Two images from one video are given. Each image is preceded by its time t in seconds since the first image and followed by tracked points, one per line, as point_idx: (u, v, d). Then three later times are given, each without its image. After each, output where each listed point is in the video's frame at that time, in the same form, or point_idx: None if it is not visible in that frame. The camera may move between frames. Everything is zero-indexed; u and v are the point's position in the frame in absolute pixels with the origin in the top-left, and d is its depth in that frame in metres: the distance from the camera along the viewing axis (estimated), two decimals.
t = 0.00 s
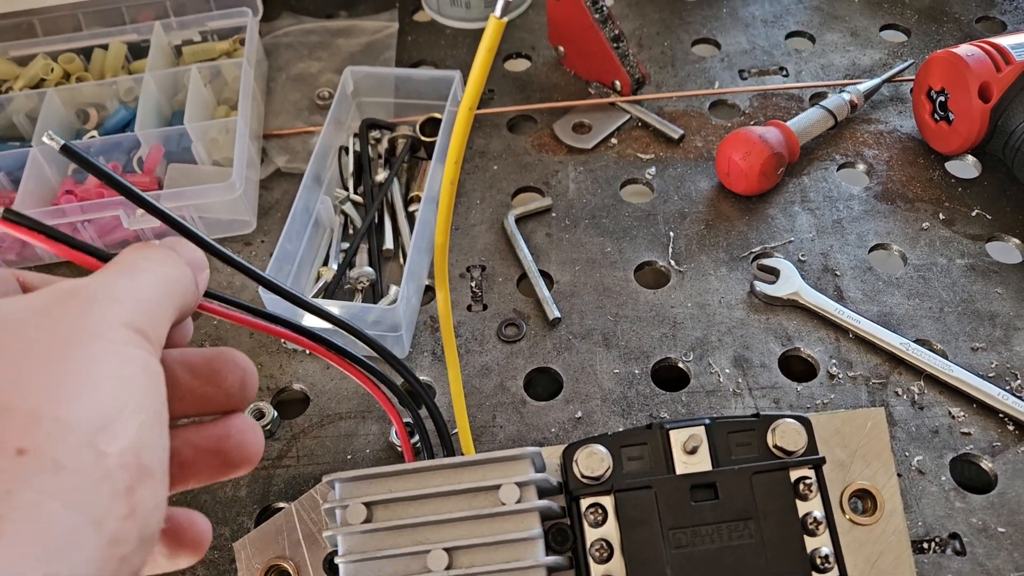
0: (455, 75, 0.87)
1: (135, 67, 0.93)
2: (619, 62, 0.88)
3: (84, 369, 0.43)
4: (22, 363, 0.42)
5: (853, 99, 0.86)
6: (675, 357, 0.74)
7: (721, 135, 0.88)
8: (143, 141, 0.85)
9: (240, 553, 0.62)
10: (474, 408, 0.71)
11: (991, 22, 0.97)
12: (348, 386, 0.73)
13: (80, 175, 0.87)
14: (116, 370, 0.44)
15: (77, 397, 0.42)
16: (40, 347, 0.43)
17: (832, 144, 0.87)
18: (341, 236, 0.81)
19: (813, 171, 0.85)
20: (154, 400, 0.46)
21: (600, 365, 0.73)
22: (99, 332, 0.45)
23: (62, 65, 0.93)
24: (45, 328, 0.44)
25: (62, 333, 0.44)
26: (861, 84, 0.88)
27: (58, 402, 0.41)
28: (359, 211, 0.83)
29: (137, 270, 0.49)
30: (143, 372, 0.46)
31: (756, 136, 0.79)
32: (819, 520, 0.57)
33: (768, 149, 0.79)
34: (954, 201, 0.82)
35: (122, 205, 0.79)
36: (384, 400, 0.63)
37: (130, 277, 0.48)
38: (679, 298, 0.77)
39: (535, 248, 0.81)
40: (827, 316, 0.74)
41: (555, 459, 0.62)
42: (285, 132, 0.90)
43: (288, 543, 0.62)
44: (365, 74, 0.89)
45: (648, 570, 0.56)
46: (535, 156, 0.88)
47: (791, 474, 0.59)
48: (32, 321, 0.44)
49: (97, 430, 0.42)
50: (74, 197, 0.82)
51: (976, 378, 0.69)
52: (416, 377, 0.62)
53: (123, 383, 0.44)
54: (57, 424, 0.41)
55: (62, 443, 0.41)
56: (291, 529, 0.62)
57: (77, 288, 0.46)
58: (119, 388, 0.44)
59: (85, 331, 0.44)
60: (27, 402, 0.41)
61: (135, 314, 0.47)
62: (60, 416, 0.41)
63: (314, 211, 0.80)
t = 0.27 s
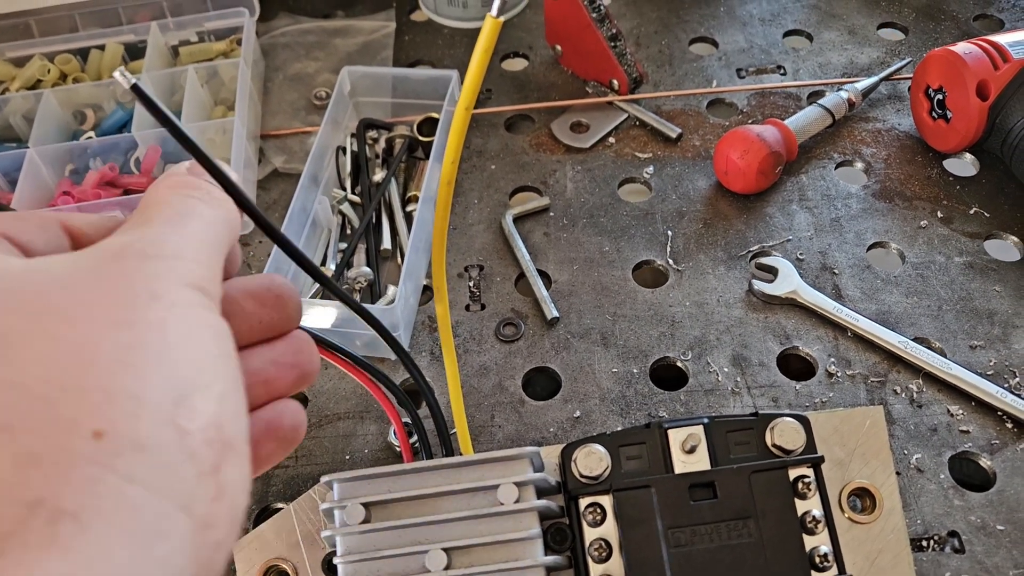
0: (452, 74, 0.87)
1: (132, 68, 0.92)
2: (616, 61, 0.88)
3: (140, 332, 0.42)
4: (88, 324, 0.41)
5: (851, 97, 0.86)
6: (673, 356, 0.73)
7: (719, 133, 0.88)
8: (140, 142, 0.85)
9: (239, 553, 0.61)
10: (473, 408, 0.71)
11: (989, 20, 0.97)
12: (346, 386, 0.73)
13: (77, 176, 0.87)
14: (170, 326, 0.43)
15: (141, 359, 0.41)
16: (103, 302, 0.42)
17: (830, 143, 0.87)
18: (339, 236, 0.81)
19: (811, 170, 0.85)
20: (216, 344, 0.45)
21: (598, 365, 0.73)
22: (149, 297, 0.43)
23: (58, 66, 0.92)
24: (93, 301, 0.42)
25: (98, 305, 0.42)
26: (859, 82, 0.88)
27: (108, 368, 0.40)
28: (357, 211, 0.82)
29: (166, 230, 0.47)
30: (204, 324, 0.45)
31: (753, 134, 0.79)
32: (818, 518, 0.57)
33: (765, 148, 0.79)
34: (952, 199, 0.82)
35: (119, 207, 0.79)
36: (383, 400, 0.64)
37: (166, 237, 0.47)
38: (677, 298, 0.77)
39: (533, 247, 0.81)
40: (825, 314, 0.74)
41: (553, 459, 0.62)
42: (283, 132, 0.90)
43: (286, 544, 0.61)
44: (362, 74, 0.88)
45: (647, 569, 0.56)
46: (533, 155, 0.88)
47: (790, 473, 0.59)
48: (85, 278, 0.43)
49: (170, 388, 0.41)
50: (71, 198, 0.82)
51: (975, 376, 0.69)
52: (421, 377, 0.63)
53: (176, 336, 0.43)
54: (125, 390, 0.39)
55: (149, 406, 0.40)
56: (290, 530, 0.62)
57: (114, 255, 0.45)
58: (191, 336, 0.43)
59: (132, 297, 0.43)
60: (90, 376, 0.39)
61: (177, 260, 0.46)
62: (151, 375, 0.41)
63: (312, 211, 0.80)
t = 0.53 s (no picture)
0: (450, 67, 0.88)
1: (131, 63, 0.93)
2: (614, 53, 0.89)
3: (202, 393, 0.33)
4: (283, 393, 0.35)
5: (848, 87, 0.86)
6: (672, 345, 0.74)
7: (716, 125, 0.89)
8: (138, 136, 0.85)
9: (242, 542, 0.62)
10: (473, 398, 0.72)
11: (985, 11, 0.98)
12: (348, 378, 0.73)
13: (76, 170, 0.87)
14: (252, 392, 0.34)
15: (225, 423, 0.33)
16: (271, 394, 0.35)
17: (827, 133, 0.87)
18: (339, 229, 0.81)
19: (809, 160, 0.86)
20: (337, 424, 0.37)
21: (598, 354, 0.73)
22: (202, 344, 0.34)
23: (57, 61, 0.92)
24: (103, 349, 0.32)
25: (195, 343, 0.33)
26: (855, 73, 0.89)
27: (176, 441, 0.31)
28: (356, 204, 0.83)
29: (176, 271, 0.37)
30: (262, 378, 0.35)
31: (751, 124, 0.80)
32: (817, 503, 0.57)
33: (763, 138, 0.80)
34: (948, 188, 0.82)
35: (120, 200, 0.80)
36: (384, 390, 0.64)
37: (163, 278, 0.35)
38: (676, 287, 0.77)
39: (532, 238, 0.81)
40: (823, 303, 0.75)
41: (553, 447, 0.62)
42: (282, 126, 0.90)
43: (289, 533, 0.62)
44: (360, 67, 0.89)
45: (648, 555, 0.56)
46: (531, 148, 0.88)
47: (788, 459, 0.59)
48: (234, 381, 0.34)
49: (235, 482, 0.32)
50: (71, 193, 0.82)
51: (972, 363, 0.69)
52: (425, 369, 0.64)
53: (286, 364, 0.37)
54: (220, 464, 0.32)
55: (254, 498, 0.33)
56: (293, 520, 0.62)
57: (138, 278, 0.35)
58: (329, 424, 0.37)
59: (179, 342, 0.33)
60: (168, 426, 0.31)
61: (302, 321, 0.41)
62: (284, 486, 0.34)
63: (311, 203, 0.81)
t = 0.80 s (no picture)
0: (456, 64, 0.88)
1: (137, 58, 0.93)
2: (618, 52, 0.89)
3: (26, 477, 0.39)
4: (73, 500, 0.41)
5: (852, 88, 0.86)
6: (673, 345, 0.74)
7: (720, 125, 0.89)
8: (145, 131, 0.86)
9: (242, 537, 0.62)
10: (473, 396, 0.72)
11: (992, 12, 0.97)
12: (349, 374, 0.74)
13: (82, 165, 0.87)
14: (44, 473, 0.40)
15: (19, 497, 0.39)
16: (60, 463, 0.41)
17: (831, 134, 0.87)
18: (342, 225, 0.82)
19: (812, 161, 0.85)
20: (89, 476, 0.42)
21: (599, 353, 0.74)
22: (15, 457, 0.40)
23: (64, 56, 0.93)
24: None
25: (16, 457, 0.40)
26: (860, 74, 0.88)
27: None
28: (359, 200, 0.83)
29: None
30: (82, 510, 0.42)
31: (755, 125, 0.80)
32: (813, 504, 0.58)
33: (766, 138, 0.80)
34: (952, 189, 0.82)
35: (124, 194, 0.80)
36: (385, 387, 0.64)
37: None
38: (678, 287, 0.78)
39: (535, 237, 0.81)
40: (824, 304, 0.75)
41: (552, 445, 0.63)
42: (287, 122, 0.90)
43: (289, 527, 0.62)
44: (365, 64, 0.89)
45: (644, 553, 0.56)
46: (535, 146, 0.88)
47: (787, 459, 0.59)
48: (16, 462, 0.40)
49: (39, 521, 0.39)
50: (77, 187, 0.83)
51: (973, 365, 0.69)
52: (419, 366, 0.64)
53: None
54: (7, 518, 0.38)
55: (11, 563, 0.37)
56: (292, 514, 0.63)
57: None
58: (93, 480, 0.42)
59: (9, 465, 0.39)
60: None
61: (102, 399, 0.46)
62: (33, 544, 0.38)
63: (315, 200, 0.81)
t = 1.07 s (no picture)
0: (517, 61, 0.90)
1: (205, 47, 0.96)
2: (674, 53, 0.91)
3: None
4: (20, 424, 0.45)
5: (905, 95, 0.88)
6: (730, 339, 0.76)
7: (774, 127, 0.91)
8: (215, 118, 0.88)
9: (318, 507, 0.66)
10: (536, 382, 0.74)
11: None
12: (416, 357, 0.77)
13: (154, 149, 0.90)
14: None
15: None
16: None
17: (883, 139, 0.89)
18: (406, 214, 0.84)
19: (865, 165, 0.87)
20: (91, 371, 0.47)
21: (658, 345, 0.76)
22: None
23: (137, 43, 0.96)
24: None
25: None
26: (913, 81, 0.90)
27: None
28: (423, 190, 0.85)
29: None
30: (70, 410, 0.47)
31: (809, 127, 0.82)
32: (873, 493, 0.60)
33: (821, 140, 0.81)
34: (1002, 197, 0.84)
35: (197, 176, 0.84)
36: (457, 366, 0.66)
37: None
38: (733, 283, 0.80)
39: (594, 230, 0.84)
40: (877, 303, 0.77)
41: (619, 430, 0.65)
42: (350, 113, 0.93)
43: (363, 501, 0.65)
44: (430, 58, 0.91)
45: (710, 535, 0.59)
46: (592, 143, 0.90)
47: (848, 449, 0.61)
48: None
49: None
50: (151, 169, 0.86)
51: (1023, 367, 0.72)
52: (490, 346, 0.67)
53: None
54: None
55: None
56: (365, 487, 0.65)
57: None
58: None
59: None
60: None
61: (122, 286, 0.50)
62: None
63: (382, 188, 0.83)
